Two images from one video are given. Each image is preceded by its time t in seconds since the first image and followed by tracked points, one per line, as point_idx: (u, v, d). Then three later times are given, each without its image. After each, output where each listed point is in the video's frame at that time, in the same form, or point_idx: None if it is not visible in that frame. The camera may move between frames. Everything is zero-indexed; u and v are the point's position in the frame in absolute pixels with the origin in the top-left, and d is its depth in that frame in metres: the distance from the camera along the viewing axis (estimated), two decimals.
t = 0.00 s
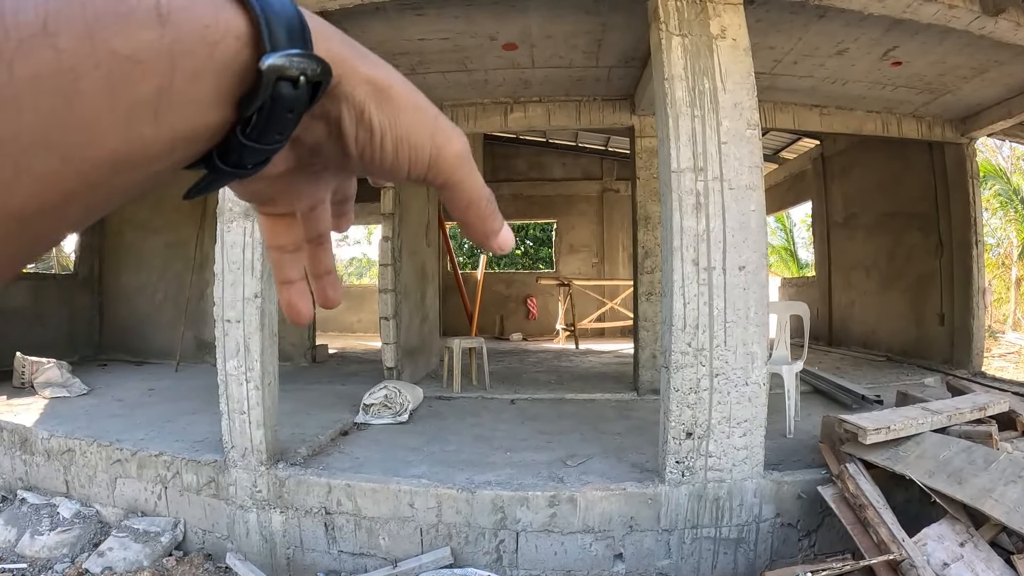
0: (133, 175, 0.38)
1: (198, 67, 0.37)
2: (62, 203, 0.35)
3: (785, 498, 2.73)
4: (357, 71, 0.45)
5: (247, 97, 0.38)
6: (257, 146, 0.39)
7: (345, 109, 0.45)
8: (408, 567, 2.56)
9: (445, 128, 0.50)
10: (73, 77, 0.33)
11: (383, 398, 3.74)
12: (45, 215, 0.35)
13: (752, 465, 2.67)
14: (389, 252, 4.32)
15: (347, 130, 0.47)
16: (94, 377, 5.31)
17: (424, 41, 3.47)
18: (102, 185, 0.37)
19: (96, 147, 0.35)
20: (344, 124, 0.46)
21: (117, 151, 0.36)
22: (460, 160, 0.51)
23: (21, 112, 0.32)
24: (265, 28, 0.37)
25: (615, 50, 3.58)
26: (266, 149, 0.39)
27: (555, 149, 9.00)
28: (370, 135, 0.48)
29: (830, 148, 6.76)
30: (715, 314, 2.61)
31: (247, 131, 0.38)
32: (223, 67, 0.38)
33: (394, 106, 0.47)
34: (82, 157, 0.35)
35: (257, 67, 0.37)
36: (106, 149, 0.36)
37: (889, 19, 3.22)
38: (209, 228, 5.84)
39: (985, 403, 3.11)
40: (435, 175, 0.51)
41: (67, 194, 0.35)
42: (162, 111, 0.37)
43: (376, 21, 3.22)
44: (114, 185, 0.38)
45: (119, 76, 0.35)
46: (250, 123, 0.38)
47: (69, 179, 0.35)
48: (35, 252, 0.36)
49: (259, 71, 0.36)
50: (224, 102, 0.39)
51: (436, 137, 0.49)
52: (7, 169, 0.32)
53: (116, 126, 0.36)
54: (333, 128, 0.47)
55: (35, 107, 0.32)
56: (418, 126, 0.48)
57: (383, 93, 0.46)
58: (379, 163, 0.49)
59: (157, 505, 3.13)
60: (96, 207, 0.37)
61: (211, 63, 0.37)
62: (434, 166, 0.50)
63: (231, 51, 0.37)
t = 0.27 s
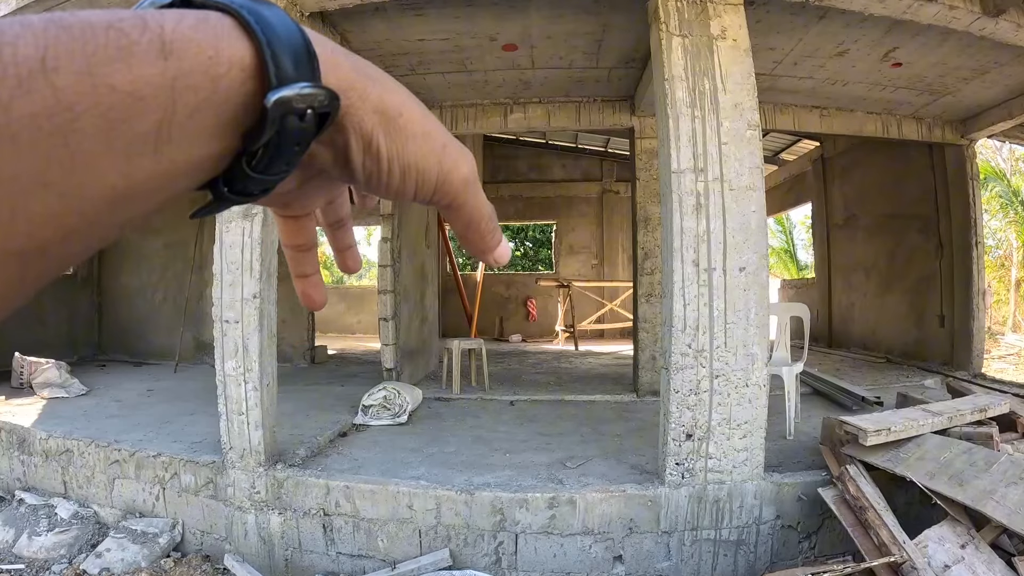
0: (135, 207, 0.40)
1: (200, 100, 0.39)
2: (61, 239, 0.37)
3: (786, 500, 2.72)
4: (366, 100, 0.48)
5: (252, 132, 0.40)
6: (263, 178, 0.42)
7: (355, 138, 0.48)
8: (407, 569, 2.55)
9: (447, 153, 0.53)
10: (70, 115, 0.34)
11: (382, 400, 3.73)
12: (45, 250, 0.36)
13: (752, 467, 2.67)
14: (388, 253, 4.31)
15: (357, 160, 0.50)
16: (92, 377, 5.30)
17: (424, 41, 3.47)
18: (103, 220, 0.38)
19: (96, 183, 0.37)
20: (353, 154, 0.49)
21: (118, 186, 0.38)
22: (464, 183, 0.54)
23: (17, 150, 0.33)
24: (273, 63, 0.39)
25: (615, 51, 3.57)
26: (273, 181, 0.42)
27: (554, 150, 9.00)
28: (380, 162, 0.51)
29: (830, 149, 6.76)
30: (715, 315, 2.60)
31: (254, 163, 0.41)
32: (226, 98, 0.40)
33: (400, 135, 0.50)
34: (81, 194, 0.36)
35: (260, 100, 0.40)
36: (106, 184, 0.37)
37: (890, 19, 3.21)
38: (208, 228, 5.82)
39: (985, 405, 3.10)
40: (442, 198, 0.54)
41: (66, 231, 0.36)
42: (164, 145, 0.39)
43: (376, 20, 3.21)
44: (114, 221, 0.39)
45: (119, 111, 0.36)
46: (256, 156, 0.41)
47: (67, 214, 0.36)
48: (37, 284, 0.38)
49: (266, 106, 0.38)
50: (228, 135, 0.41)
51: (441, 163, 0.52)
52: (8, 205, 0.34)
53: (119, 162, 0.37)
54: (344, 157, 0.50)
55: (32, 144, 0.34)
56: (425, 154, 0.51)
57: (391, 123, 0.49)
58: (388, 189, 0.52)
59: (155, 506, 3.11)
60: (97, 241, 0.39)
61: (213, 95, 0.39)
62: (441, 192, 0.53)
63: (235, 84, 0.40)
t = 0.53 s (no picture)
0: (183, 200, 0.41)
1: (231, 86, 0.41)
2: (110, 230, 0.38)
3: (783, 503, 2.72)
4: (401, 52, 0.48)
5: (287, 112, 0.41)
6: (309, 157, 0.43)
7: (410, 93, 0.49)
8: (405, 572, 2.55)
9: (487, 58, 0.54)
10: (111, 106, 0.36)
11: (381, 401, 3.73)
12: (95, 242, 0.37)
13: (750, 470, 2.67)
14: (387, 254, 4.31)
15: (419, 118, 0.51)
16: (92, 378, 5.30)
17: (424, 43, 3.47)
18: (150, 211, 0.39)
19: (142, 174, 0.38)
20: (415, 115, 0.50)
21: (164, 176, 0.39)
22: (510, 79, 0.56)
23: (62, 142, 0.35)
24: (292, 42, 0.40)
25: (614, 53, 3.57)
26: (321, 155, 0.43)
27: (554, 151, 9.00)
28: (439, 110, 0.52)
29: (830, 151, 6.76)
30: (713, 318, 2.60)
31: (296, 144, 0.42)
32: (255, 83, 0.42)
33: (445, 75, 0.51)
34: (127, 184, 0.37)
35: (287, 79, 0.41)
36: (151, 174, 0.38)
37: (889, 22, 3.21)
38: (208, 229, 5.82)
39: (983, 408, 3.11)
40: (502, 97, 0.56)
41: (114, 223, 0.37)
42: (206, 132, 0.40)
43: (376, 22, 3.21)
44: (163, 214, 0.40)
45: (156, 101, 0.38)
46: (296, 135, 0.42)
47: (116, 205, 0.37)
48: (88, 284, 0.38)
49: (292, 82, 0.40)
50: (266, 120, 0.42)
51: (488, 67, 0.54)
52: (58, 196, 0.35)
53: (162, 152, 0.39)
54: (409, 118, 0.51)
55: (77, 137, 0.35)
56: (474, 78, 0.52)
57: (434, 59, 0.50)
58: (457, 128, 0.54)
59: (154, 507, 3.12)
60: (146, 234, 0.40)
61: (243, 80, 0.41)
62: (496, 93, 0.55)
63: (261, 66, 0.41)
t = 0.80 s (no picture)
0: (260, 188, 0.36)
1: (305, 61, 0.36)
2: (183, 220, 0.32)
3: (780, 507, 2.73)
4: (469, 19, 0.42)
5: (359, 90, 0.36)
6: (382, 138, 0.37)
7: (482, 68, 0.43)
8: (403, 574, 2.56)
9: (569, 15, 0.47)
10: (183, 84, 0.32)
11: (380, 404, 3.74)
12: (167, 233, 0.32)
13: (747, 474, 2.68)
14: (387, 257, 4.33)
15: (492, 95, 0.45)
16: (92, 380, 5.32)
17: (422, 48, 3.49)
18: (223, 200, 0.33)
19: (219, 156, 0.33)
20: (485, 91, 0.44)
21: (242, 159, 0.33)
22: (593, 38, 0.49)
23: (134, 122, 0.30)
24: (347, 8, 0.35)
25: (612, 58, 3.59)
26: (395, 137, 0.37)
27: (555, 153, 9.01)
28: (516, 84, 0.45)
29: (830, 154, 6.77)
30: (710, 323, 2.61)
31: (370, 124, 0.37)
32: (325, 58, 0.36)
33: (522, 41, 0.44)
34: (204, 168, 0.32)
35: (357, 53, 0.36)
36: (227, 158, 0.33)
37: (886, 27, 3.22)
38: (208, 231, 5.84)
39: (980, 412, 3.12)
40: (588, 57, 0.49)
41: (182, 214, 0.32)
42: (279, 110, 0.35)
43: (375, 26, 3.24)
44: (233, 202, 0.34)
45: (232, 77, 0.33)
46: (369, 115, 0.36)
47: (193, 190, 0.32)
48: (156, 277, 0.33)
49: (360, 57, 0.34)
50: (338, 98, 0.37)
51: (560, 36, 0.45)
52: (128, 181, 0.30)
53: (240, 133, 0.33)
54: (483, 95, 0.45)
55: (150, 116, 0.30)
56: (557, 42, 0.45)
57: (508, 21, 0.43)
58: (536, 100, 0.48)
59: (153, 509, 3.12)
60: (217, 224, 0.34)
61: (312, 56, 0.36)
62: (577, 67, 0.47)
63: (329, 39, 0.36)
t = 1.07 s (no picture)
0: (262, 199, 0.39)
1: (309, 81, 0.41)
2: (194, 232, 0.35)
3: (779, 510, 2.74)
4: (471, 42, 0.49)
5: (364, 108, 0.41)
6: (386, 151, 0.43)
7: (483, 83, 0.50)
8: None
9: (557, 42, 0.55)
10: (192, 104, 0.35)
11: (379, 406, 3.74)
12: (179, 245, 0.35)
13: (745, 476, 2.68)
14: (387, 258, 4.33)
15: (492, 106, 0.51)
16: (92, 380, 5.32)
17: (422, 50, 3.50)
18: (232, 210, 0.37)
19: (225, 172, 0.36)
20: (487, 103, 0.51)
21: (247, 173, 0.37)
22: (577, 61, 0.57)
23: (146, 142, 0.33)
24: (365, 32, 0.41)
25: (612, 61, 3.59)
26: (398, 148, 0.43)
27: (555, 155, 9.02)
28: (510, 97, 0.53)
29: (830, 156, 6.77)
30: (709, 325, 2.62)
31: (374, 139, 0.42)
32: (333, 78, 0.41)
33: (516, 62, 0.51)
34: (212, 182, 0.35)
35: (364, 73, 0.41)
36: (236, 172, 0.36)
37: (886, 30, 3.22)
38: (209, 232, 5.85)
39: (979, 415, 3.11)
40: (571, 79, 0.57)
41: (196, 224, 0.35)
42: (285, 128, 0.39)
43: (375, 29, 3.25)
44: (240, 212, 0.38)
45: (239, 96, 0.37)
46: (373, 130, 0.42)
47: (201, 204, 0.35)
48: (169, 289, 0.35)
49: (369, 75, 0.40)
50: (345, 115, 0.42)
51: (556, 53, 0.55)
52: (141, 197, 0.33)
53: (245, 149, 0.37)
54: (483, 107, 0.51)
55: (161, 136, 0.34)
56: (551, 58, 0.54)
57: (504, 46, 0.51)
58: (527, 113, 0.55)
59: (153, 510, 3.13)
60: (224, 236, 0.37)
61: (319, 76, 0.41)
62: (569, 77, 0.57)
63: (336, 62, 0.41)
